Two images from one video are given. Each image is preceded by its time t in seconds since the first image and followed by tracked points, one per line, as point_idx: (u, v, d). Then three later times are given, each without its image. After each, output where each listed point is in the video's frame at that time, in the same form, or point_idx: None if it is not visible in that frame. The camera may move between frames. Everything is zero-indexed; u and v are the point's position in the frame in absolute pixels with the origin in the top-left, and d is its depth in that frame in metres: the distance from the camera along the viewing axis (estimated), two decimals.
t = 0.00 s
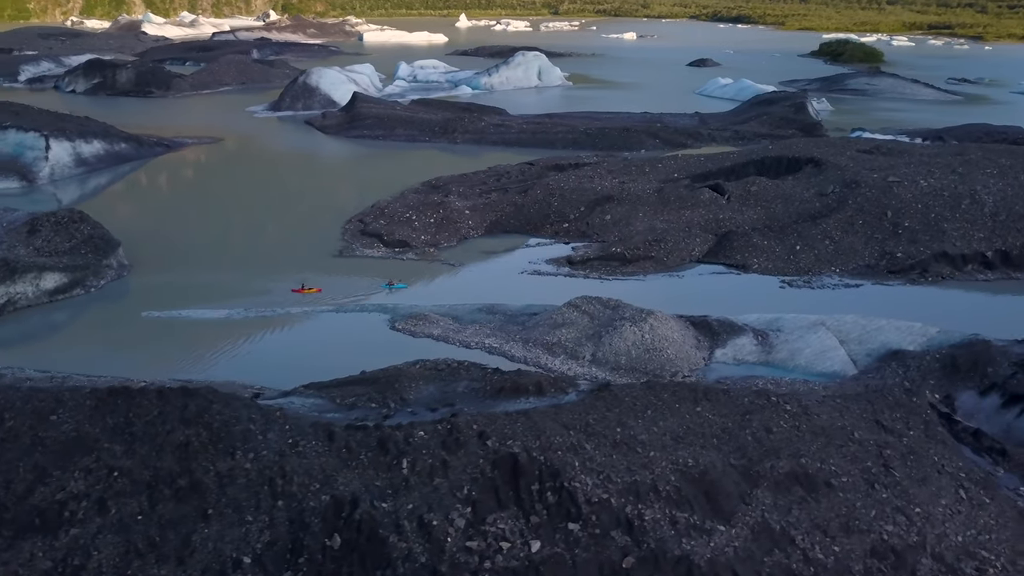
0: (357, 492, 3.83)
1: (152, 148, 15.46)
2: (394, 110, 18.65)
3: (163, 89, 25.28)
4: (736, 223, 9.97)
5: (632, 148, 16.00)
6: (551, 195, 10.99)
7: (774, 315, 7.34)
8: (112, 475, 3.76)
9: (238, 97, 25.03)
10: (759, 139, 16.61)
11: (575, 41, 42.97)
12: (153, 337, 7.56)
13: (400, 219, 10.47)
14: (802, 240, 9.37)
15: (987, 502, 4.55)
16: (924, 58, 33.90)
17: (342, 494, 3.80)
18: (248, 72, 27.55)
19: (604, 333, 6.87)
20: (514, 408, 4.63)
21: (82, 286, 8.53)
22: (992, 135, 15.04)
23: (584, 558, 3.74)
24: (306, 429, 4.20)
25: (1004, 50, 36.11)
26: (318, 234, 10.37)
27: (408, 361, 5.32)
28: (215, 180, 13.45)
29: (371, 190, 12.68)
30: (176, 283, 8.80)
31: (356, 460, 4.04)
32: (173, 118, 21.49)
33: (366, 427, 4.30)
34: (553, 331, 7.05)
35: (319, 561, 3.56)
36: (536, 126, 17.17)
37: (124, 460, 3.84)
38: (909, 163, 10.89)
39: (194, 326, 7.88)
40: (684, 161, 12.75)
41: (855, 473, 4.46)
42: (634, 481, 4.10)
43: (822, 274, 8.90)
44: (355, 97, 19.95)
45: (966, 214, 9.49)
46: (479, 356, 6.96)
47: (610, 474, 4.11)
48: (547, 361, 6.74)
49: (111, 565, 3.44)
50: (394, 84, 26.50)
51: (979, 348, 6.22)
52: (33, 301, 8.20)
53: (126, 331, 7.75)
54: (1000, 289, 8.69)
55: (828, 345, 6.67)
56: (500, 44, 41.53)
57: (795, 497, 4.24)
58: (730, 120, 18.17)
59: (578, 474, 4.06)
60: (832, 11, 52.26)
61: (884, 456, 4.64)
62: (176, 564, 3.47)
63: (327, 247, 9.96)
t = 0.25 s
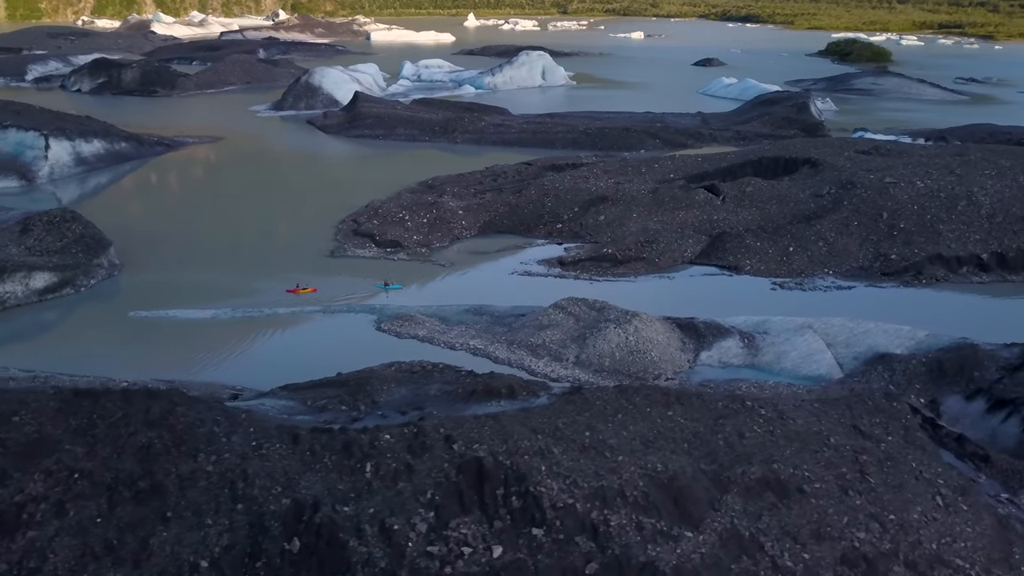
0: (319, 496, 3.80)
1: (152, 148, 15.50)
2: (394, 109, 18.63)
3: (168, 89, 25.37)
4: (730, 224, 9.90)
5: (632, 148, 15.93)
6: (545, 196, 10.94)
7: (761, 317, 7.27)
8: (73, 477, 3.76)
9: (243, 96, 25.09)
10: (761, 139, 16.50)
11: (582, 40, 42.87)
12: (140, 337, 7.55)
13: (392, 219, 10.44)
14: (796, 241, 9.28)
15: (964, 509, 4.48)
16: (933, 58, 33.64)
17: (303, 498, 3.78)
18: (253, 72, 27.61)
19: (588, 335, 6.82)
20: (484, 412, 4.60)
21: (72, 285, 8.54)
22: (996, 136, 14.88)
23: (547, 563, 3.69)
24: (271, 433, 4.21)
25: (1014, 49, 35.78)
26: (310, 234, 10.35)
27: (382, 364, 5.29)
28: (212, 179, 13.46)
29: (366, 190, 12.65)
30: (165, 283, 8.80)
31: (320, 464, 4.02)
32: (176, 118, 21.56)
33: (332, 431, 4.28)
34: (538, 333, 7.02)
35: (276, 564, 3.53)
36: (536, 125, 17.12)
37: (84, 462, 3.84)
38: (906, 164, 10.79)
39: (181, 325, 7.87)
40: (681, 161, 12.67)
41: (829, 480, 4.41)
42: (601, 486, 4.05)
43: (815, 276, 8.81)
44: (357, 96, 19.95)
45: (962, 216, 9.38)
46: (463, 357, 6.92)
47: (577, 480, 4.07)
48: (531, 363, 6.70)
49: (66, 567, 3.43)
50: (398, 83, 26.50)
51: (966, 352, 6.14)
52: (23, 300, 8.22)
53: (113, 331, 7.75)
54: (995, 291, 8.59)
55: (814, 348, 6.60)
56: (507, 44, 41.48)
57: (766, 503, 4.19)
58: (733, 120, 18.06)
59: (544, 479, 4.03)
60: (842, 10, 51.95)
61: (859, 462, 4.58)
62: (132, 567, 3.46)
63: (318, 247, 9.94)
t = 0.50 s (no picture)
0: (277, 498, 3.78)
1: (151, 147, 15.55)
2: (395, 109, 18.62)
3: (172, 88, 25.46)
4: (722, 226, 9.83)
5: (631, 149, 15.87)
6: (538, 196, 10.89)
7: (747, 319, 7.20)
8: (30, 479, 3.76)
9: (246, 96, 25.14)
10: (761, 140, 16.40)
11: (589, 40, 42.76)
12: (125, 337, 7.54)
13: (384, 220, 10.42)
14: (788, 243, 9.20)
15: (937, 516, 4.41)
16: (942, 57, 33.38)
17: (261, 500, 3.76)
18: (258, 71, 27.66)
19: (570, 337, 6.78)
20: (450, 415, 4.58)
21: (61, 284, 8.56)
22: (998, 137, 14.75)
23: (504, 568, 3.66)
24: (232, 434, 4.20)
25: None
26: (301, 234, 10.33)
27: (355, 367, 5.27)
28: (208, 179, 13.47)
29: (360, 190, 12.63)
30: (154, 283, 8.79)
31: (280, 467, 4.00)
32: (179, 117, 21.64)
33: (295, 433, 4.27)
34: (520, 334, 6.97)
35: (230, 568, 3.51)
36: (536, 125, 17.08)
37: (42, 463, 3.84)
38: (902, 165, 10.69)
39: (167, 325, 7.86)
40: (677, 162, 12.60)
41: (798, 485, 4.36)
42: (564, 491, 4.02)
43: (806, 278, 8.74)
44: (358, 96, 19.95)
45: (957, 218, 9.29)
46: (445, 359, 6.89)
47: (540, 484, 4.04)
48: (512, 365, 6.66)
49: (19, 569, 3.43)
50: (401, 83, 26.51)
51: (950, 356, 6.06)
52: (11, 299, 8.24)
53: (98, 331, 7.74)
54: (988, 294, 8.50)
55: (798, 351, 6.54)
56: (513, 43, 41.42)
57: (732, 509, 4.14)
58: (734, 120, 17.96)
59: (505, 483, 3.99)
60: (852, 9, 51.65)
61: (831, 468, 4.54)
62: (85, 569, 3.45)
63: (308, 246, 9.92)
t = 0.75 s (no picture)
0: (235, 500, 3.78)
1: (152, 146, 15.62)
2: (396, 109, 18.62)
3: (178, 87, 25.57)
4: (714, 227, 9.78)
5: (630, 149, 15.81)
6: (532, 197, 10.87)
7: (732, 322, 7.15)
8: None
9: (251, 95, 25.21)
10: (762, 141, 16.32)
11: (597, 39, 42.65)
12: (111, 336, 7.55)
13: (376, 220, 10.42)
14: (779, 245, 9.14)
15: (908, 523, 4.36)
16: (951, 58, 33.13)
17: (219, 502, 3.75)
18: (263, 70, 27.73)
19: (552, 338, 6.76)
20: (416, 418, 4.56)
21: (51, 283, 8.60)
22: (1001, 139, 14.60)
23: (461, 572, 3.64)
24: (195, 436, 4.21)
25: None
26: (293, 234, 10.33)
27: (327, 369, 5.27)
28: (205, 179, 13.49)
29: (355, 190, 12.62)
30: (143, 282, 8.80)
31: (240, 469, 4.00)
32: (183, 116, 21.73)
33: (258, 435, 4.27)
34: (503, 336, 6.94)
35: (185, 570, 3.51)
36: (536, 125, 17.05)
37: (1, 464, 3.86)
38: (898, 167, 10.60)
39: (153, 324, 7.87)
40: (674, 162, 12.55)
41: (766, 491, 4.32)
42: (526, 495, 3.99)
43: (797, 280, 8.68)
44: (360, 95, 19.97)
45: (950, 220, 9.21)
46: (427, 360, 6.87)
47: (502, 488, 4.01)
48: (493, 366, 6.64)
49: None
50: (405, 83, 26.53)
51: (933, 361, 6.00)
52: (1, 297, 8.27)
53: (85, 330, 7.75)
54: (979, 298, 8.42)
55: (781, 355, 6.49)
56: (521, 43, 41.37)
57: (697, 515, 4.11)
58: (736, 120, 17.87)
59: (467, 487, 3.97)
60: (863, 9, 51.34)
61: (801, 474, 4.50)
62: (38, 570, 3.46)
63: (299, 246, 9.92)
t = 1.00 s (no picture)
0: (199, 501, 3.78)
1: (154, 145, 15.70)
2: (399, 109, 18.64)
3: (185, 87, 25.71)
4: (708, 229, 9.74)
5: (631, 150, 15.78)
6: (527, 197, 10.85)
7: (719, 325, 7.11)
8: None
9: (257, 94, 25.31)
10: (765, 142, 16.24)
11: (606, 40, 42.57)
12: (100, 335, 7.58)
13: (371, 220, 10.44)
14: (773, 247, 9.08)
15: (881, 529, 4.32)
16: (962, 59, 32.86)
17: (183, 502, 3.76)
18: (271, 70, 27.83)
19: (536, 341, 6.74)
20: (387, 420, 4.56)
21: (45, 281, 8.64)
22: (1006, 141, 14.46)
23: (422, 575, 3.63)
24: (163, 436, 4.22)
25: None
26: (288, 234, 10.34)
27: (304, 370, 5.29)
28: (205, 178, 13.53)
29: (353, 190, 12.63)
30: (136, 282, 8.83)
31: (207, 470, 4.01)
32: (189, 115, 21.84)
33: (227, 436, 4.27)
34: (489, 337, 6.93)
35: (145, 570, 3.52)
36: (537, 126, 17.03)
37: None
38: (896, 170, 10.52)
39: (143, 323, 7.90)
40: (672, 164, 12.50)
41: (737, 497, 4.30)
42: (493, 498, 3.98)
43: (789, 283, 8.63)
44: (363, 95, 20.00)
45: (946, 224, 9.13)
46: (412, 361, 6.86)
47: (468, 491, 4.00)
48: (478, 367, 6.63)
49: None
50: (411, 83, 26.55)
51: (918, 366, 5.94)
52: None
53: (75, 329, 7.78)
54: (973, 302, 8.35)
55: (767, 359, 6.45)
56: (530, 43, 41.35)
57: (665, 520, 4.09)
58: (739, 121, 17.79)
59: (432, 490, 3.96)
60: (874, 10, 51.02)
61: (773, 479, 4.46)
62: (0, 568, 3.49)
63: (293, 246, 9.93)
